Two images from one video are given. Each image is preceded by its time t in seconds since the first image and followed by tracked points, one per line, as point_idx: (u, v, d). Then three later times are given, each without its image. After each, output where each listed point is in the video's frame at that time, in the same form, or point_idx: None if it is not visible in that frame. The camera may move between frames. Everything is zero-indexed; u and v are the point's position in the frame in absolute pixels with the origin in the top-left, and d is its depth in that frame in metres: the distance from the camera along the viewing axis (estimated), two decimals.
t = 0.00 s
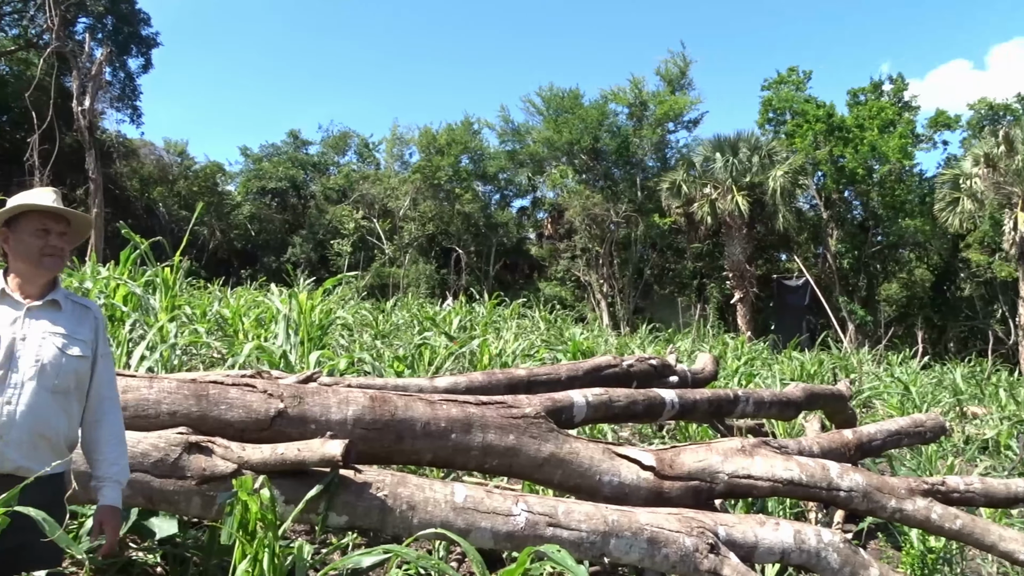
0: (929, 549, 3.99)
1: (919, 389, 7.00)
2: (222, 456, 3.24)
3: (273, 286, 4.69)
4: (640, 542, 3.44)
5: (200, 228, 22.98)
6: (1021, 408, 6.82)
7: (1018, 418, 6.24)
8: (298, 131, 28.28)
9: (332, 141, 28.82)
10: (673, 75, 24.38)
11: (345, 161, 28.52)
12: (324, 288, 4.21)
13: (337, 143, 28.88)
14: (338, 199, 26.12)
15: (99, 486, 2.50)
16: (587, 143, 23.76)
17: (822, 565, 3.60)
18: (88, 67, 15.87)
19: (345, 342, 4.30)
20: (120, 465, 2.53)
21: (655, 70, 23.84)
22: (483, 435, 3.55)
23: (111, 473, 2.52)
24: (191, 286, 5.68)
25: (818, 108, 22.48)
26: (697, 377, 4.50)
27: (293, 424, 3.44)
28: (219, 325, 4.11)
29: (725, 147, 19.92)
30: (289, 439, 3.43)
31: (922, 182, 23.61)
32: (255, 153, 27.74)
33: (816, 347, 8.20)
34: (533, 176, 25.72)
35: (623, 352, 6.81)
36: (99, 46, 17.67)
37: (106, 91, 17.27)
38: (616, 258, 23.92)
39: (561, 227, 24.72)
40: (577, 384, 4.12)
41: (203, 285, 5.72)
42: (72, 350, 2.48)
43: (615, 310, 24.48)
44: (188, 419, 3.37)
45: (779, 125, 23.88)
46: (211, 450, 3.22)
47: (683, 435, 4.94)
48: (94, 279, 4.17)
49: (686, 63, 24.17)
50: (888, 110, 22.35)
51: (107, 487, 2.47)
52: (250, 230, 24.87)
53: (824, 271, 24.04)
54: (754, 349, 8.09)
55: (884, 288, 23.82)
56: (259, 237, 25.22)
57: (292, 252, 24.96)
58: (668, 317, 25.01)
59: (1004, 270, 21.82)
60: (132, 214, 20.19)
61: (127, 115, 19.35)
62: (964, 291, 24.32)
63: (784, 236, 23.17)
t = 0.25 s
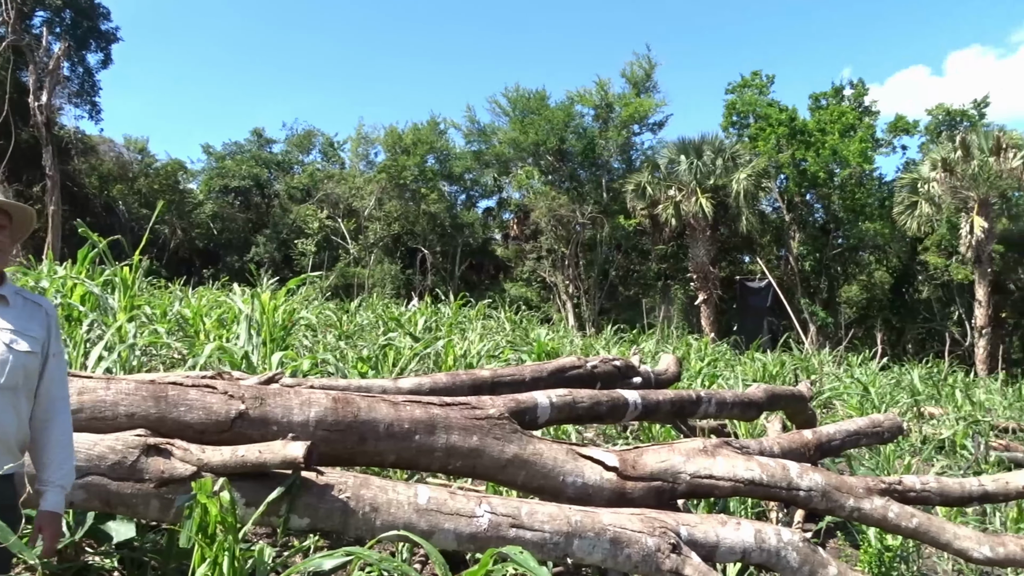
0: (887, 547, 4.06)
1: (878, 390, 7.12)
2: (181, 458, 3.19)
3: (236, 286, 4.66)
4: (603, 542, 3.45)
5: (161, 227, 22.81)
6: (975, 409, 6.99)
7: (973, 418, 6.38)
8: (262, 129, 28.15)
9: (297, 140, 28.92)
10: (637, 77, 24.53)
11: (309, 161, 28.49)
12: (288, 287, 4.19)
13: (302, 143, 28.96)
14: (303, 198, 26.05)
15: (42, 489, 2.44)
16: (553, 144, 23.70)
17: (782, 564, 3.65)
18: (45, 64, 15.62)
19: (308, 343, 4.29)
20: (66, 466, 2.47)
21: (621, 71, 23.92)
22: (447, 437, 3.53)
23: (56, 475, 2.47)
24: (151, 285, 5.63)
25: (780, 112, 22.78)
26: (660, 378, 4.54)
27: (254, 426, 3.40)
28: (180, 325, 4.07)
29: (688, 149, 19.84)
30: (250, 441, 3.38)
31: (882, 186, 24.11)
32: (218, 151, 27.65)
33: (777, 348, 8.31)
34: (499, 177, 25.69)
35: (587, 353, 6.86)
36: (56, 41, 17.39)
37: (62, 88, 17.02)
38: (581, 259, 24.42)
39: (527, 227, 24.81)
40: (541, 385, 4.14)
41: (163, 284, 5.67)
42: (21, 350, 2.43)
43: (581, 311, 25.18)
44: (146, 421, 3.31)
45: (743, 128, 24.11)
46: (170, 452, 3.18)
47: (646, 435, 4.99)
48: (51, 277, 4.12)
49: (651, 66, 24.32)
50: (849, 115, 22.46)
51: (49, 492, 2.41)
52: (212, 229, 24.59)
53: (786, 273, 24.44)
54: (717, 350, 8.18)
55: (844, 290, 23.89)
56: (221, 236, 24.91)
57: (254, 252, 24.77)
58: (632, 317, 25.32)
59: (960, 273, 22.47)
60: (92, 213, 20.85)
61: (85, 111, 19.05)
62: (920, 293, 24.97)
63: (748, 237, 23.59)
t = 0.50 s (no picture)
0: (840, 550, 4.15)
1: (834, 394, 7.25)
2: (134, 460, 3.13)
3: (195, 286, 4.65)
4: (561, 545, 3.45)
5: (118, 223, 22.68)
6: (927, 414, 7.16)
7: (925, 424, 6.53)
8: (222, 126, 27.61)
9: (258, 138, 28.35)
10: (602, 82, 24.66)
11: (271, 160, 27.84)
12: (247, 288, 4.17)
13: (263, 140, 28.37)
14: (264, 197, 25.87)
15: None
16: (517, 148, 23.49)
17: (738, 566, 3.69)
18: None
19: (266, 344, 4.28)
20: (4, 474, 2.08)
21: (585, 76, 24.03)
22: (406, 439, 3.52)
23: None
24: (106, 283, 5.58)
25: (742, 119, 22.79)
26: (620, 382, 4.58)
27: (210, 427, 3.35)
28: (135, 325, 4.03)
29: (652, 155, 20.15)
30: (207, 443, 3.33)
31: (840, 194, 24.54)
32: (177, 148, 26.47)
33: (736, 353, 8.42)
34: (462, 179, 25.39)
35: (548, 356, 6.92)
36: (10, 33, 17.13)
37: (16, 81, 16.76)
38: (545, 263, 24.79)
39: (490, 230, 24.90)
40: (501, 388, 4.14)
41: (118, 283, 5.60)
42: None
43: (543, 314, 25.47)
44: (99, 421, 3.24)
45: (706, 134, 24.27)
46: (123, 454, 3.11)
47: (606, 438, 5.05)
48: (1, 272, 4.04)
49: (615, 71, 24.45)
50: (809, 124, 22.86)
51: None
52: (170, 227, 24.33)
53: (745, 279, 24.84)
54: (677, 354, 8.26)
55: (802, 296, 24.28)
56: (179, 234, 24.63)
57: (214, 251, 24.50)
58: (594, 321, 25.66)
59: (915, 280, 23.06)
60: (45, 210, 21.46)
61: (40, 104, 18.75)
62: (877, 300, 26.19)
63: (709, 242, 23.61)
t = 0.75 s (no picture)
0: (799, 553, 4.21)
1: (795, 400, 7.35)
2: (91, 459, 3.07)
3: (157, 283, 4.66)
4: (523, 547, 3.45)
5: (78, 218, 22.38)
6: (886, 420, 7.28)
7: (884, 430, 6.64)
8: (188, 122, 27.63)
9: (225, 134, 28.27)
10: (571, 86, 24.82)
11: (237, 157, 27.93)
12: (209, 286, 4.16)
13: (230, 137, 28.30)
14: (230, 195, 25.69)
15: None
16: (485, 150, 23.70)
17: (698, 569, 3.72)
18: None
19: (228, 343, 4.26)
20: None
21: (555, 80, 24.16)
22: (369, 440, 3.50)
23: None
24: (65, 279, 5.52)
25: (709, 126, 22.99)
26: (584, 385, 4.61)
27: (170, 427, 3.30)
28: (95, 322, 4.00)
29: (620, 160, 20.28)
30: (165, 442, 3.28)
31: (804, 203, 24.92)
32: (141, 144, 26.75)
33: (700, 358, 8.51)
34: (430, 180, 25.68)
35: (512, 359, 6.98)
36: None
37: None
38: (512, 265, 24.82)
39: (457, 232, 24.96)
40: (466, 390, 4.15)
41: (78, 279, 5.55)
42: None
43: (510, 317, 25.47)
44: (55, 419, 3.18)
45: (673, 141, 24.53)
46: (80, 453, 3.06)
47: (570, 441, 5.09)
48: None
49: (585, 76, 24.63)
50: (775, 132, 22.92)
51: None
52: (132, 223, 24.06)
53: (710, 285, 25.12)
54: (642, 358, 8.32)
55: (766, 303, 25.17)
56: (142, 230, 24.39)
57: (177, 248, 24.10)
58: (560, 325, 25.92)
59: (875, 289, 23.52)
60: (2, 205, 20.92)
61: None
62: (839, 308, 26.53)
63: (674, 248, 24.00)
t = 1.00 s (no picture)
0: (754, 559, 4.40)
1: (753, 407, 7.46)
2: (42, 461, 3.02)
3: (112, 282, 4.62)
4: (482, 551, 3.44)
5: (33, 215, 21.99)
6: (841, 427, 7.43)
7: (838, 437, 6.78)
8: (149, 119, 27.41)
9: (186, 132, 28.96)
10: (537, 91, 24.89)
11: (198, 154, 28.54)
12: (167, 286, 4.12)
13: (191, 135, 28.97)
14: (191, 193, 25.38)
15: None
16: (451, 153, 23.52)
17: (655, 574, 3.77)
18: None
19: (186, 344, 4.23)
20: None
21: (520, 85, 24.20)
22: (328, 443, 3.47)
23: None
24: (17, 276, 5.46)
25: (673, 134, 23.11)
26: (544, 390, 4.64)
27: (124, 428, 3.23)
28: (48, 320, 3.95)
29: (584, 165, 20.50)
30: (119, 444, 3.21)
31: (764, 212, 25.30)
32: (99, 139, 26.53)
33: (661, 364, 8.60)
34: (394, 182, 25.66)
35: (474, 362, 7.02)
36: None
37: None
38: (476, 269, 24.90)
39: (421, 235, 24.97)
40: (426, 394, 4.14)
41: (31, 277, 5.48)
42: None
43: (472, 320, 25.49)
44: (5, 420, 3.11)
45: (637, 148, 24.67)
46: (30, 454, 3.00)
47: (530, 445, 5.12)
48: None
49: (551, 82, 24.72)
50: (737, 142, 23.24)
51: None
52: (89, 219, 23.72)
53: (671, 291, 25.38)
54: (603, 363, 8.39)
55: (726, 311, 25.63)
56: (99, 227, 24.04)
57: (135, 245, 23.74)
58: (522, 329, 26.17)
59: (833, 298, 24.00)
60: None
61: None
62: (797, 315, 27.31)
63: (637, 254, 23.87)
